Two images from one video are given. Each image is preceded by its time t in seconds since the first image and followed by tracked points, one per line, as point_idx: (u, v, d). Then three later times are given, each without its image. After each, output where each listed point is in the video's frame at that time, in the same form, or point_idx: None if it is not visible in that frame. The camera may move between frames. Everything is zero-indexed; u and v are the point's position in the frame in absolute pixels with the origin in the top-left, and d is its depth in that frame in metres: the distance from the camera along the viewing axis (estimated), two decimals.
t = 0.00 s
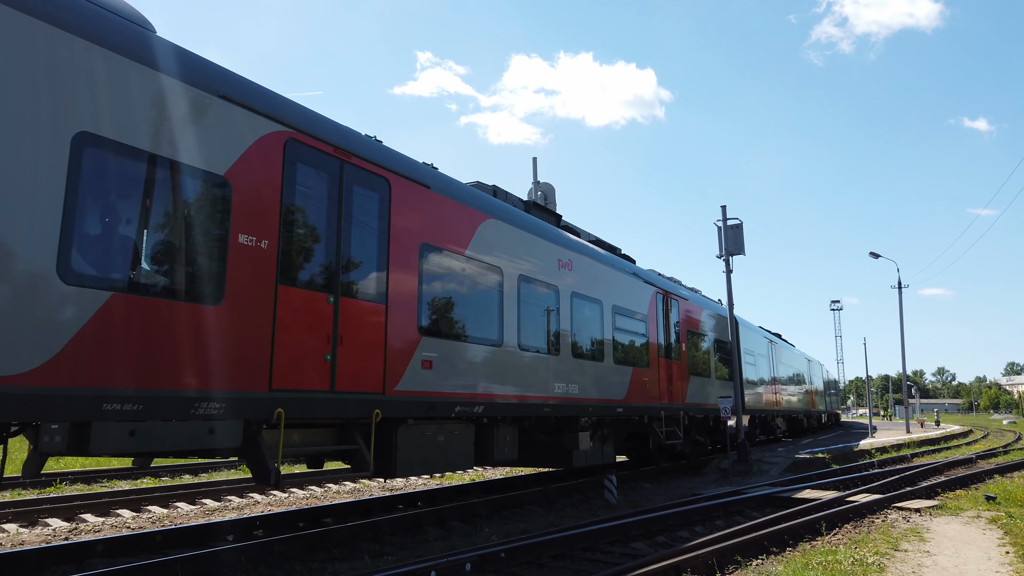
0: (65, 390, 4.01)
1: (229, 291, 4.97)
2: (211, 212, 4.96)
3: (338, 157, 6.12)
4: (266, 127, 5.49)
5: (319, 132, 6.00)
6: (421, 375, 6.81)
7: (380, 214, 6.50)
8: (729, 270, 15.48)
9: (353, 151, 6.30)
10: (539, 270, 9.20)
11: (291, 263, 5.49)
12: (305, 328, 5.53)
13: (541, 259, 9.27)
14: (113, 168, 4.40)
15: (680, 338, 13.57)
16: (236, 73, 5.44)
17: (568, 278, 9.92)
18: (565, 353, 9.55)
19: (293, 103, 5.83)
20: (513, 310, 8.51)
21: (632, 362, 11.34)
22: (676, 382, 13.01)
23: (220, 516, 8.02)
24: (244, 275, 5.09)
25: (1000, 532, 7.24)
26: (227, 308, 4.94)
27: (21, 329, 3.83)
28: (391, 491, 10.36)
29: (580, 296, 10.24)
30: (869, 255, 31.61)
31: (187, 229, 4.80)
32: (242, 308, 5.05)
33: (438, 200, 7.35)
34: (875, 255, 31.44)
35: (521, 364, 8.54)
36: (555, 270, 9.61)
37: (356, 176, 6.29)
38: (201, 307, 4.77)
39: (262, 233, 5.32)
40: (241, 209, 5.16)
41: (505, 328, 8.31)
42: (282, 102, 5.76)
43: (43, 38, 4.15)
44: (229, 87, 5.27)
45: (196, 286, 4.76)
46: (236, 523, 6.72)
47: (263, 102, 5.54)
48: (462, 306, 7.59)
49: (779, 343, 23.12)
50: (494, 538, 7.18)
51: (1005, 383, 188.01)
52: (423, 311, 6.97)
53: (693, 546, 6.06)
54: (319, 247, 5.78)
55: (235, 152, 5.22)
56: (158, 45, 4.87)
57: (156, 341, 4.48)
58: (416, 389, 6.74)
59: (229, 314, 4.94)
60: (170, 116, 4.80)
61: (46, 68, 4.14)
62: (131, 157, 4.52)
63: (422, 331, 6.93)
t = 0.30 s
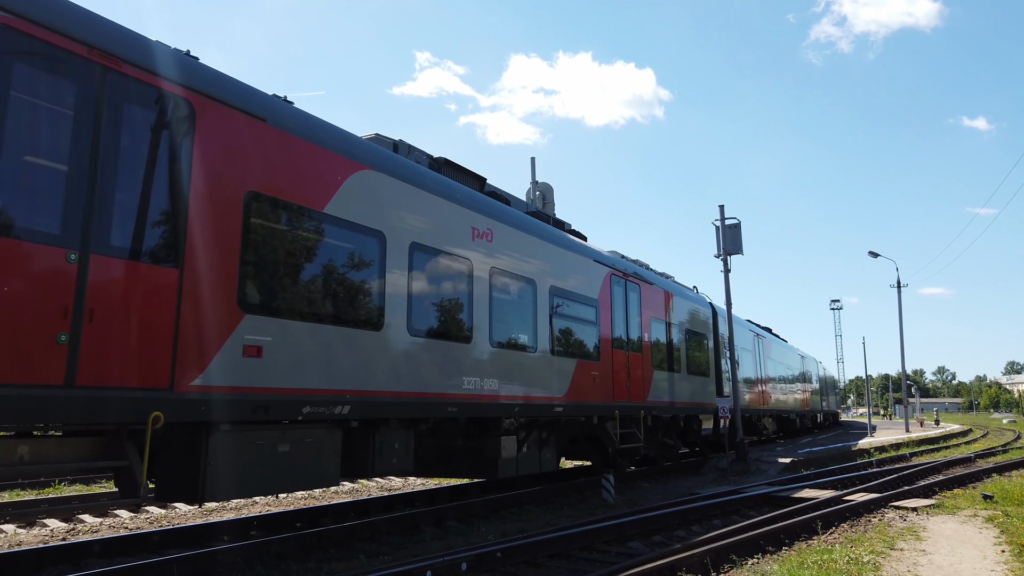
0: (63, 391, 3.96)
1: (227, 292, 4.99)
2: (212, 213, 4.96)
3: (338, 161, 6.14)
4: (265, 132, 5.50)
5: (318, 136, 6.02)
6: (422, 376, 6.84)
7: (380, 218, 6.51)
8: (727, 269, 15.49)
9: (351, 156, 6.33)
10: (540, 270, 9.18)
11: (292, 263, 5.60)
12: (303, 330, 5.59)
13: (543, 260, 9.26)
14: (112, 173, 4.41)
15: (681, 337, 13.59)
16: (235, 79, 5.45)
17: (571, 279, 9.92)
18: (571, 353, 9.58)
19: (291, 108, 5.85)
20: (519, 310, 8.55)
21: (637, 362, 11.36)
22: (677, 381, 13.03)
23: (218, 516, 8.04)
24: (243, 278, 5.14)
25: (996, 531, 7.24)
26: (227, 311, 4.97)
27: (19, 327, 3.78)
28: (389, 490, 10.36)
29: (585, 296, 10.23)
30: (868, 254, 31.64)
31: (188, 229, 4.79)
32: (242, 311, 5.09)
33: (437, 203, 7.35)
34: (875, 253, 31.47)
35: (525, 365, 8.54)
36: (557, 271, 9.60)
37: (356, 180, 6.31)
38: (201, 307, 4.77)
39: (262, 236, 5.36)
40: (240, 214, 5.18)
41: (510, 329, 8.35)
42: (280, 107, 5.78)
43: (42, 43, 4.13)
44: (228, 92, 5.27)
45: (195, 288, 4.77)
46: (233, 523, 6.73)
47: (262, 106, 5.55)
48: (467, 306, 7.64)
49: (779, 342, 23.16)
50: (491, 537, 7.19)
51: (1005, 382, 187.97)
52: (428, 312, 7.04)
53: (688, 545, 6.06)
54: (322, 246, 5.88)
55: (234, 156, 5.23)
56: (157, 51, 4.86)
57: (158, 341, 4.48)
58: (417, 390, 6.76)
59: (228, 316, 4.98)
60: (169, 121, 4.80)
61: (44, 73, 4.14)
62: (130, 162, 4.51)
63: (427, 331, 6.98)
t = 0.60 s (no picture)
0: (63, 392, 4.00)
1: (228, 293, 5.00)
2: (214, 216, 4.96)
3: (340, 162, 6.12)
4: (266, 133, 5.49)
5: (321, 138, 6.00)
6: (424, 378, 6.81)
7: (382, 218, 6.48)
8: (726, 269, 15.47)
9: (354, 156, 6.30)
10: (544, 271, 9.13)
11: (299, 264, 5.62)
12: (304, 330, 5.57)
13: (546, 261, 9.23)
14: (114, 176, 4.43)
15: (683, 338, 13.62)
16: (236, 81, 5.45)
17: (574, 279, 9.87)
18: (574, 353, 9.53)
19: (293, 109, 5.84)
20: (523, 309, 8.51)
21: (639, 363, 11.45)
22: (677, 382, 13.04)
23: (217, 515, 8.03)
24: (242, 280, 5.12)
25: (995, 532, 7.23)
26: (227, 313, 4.99)
27: (20, 328, 3.83)
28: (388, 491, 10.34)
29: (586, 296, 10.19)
30: (869, 254, 31.60)
31: (191, 233, 4.80)
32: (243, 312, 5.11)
33: (439, 203, 7.32)
34: (876, 253, 31.44)
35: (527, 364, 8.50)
36: (561, 272, 9.55)
37: (358, 181, 6.28)
38: (203, 309, 4.79)
39: (264, 237, 5.35)
40: (240, 215, 5.16)
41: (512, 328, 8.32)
42: (282, 108, 5.77)
43: (42, 48, 4.15)
44: (228, 94, 5.27)
45: (194, 288, 4.77)
46: (232, 523, 6.72)
47: (262, 107, 5.54)
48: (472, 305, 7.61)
49: (779, 342, 23.11)
50: (489, 538, 7.17)
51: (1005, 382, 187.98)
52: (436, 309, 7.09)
53: (687, 546, 6.05)
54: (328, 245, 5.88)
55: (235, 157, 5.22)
56: (159, 54, 4.88)
57: (159, 342, 4.53)
58: (419, 390, 6.73)
59: (229, 319, 4.99)
60: (171, 123, 4.80)
61: (46, 75, 4.15)
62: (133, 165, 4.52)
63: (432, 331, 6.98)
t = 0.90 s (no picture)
0: (64, 389, 3.96)
1: (228, 290, 4.95)
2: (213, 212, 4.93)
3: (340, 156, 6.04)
4: (266, 127, 5.41)
5: (322, 132, 5.93)
6: (428, 377, 6.72)
7: (383, 214, 6.41)
8: (725, 266, 15.43)
9: (355, 151, 6.24)
10: (543, 266, 9.07)
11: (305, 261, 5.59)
12: (305, 326, 5.51)
13: (546, 256, 9.16)
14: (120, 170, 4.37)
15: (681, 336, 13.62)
16: (236, 74, 5.38)
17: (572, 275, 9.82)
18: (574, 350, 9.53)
19: (293, 103, 5.77)
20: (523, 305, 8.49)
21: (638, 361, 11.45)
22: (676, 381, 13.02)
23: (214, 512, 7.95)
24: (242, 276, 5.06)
25: (996, 531, 7.20)
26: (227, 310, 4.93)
27: (20, 324, 3.79)
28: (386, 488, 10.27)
29: (586, 292, 10.15)
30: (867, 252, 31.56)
31: (192, 229, 4.79)
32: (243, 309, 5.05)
33: (441, 198, 7.24)
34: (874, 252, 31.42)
35: (527, 360, 8.47)
36: (560, 267, 9.50)
37: (358, 175, 6.20)
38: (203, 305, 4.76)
39: (266, 233, 5.29)
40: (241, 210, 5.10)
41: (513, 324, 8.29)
42: (283, 102, 5.70)
43: (43, 42, 4.08)
44: (227, 88, 5.20)
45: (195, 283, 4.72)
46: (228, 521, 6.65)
47: (262, 100, 5.46)
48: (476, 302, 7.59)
49: (777, 340, 23.08)
50: (487, 536, 7.12)
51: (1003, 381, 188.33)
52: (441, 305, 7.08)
53: (687, 544, 6.01)
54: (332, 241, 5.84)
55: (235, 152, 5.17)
56: (158, 47, 4.81)
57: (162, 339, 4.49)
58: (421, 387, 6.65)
59: (228, 316, 4.93)
60: (171, 117, 4.74)
61: (46, 70, 4.08)
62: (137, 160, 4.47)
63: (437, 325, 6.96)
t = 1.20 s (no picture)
0: (63, 388, 3.88)
1: (229, 287, 4.85)
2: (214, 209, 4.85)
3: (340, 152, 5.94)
4: (268, 123, 5.32)
5: (323, 128, 5.84)
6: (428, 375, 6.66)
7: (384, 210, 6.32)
8: (725, 263, 15.36)
9: (358, 146, 6.15)
10: (543, 264, 9.01)
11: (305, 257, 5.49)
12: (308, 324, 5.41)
13: (545, 253, 9.08)
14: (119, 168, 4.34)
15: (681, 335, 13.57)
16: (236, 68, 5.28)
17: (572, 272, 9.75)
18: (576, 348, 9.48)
19: (295, 98, 5.67)
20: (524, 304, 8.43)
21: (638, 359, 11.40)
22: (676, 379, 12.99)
23: (211, 510, 7.81)
24: (243, 273, 4.97)
25: (1000, 530, 7.15)
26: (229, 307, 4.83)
27: (21, 322, 3.72)
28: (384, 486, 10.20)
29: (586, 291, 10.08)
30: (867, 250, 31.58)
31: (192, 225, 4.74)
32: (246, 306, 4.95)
33: (443, 196, 7.16)
34: (874, 250, 31.35)
35: (528, 358, 8.40)
36: (561, 265, 9.43)
37: (360, 172, 6.11)
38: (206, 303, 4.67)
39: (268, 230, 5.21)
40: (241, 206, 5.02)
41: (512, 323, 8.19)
42: (284, 97, 5.60)
43: (42, 36, 3.99)
44: (228, 82, 5.10)
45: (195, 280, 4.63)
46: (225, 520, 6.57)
47: (262, 96, 5.36)
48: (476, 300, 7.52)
49: (776, 338, 23.05)
50: (486, 535, 7.05)
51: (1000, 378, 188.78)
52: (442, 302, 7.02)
53: (688, 544, 5.95)
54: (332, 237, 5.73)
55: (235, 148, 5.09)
56: (158, 41, 4.71)
57: (165, 334, 4.41)
58: (422, 386, 6.57)
59: (230, 313, 4.83)
60: (172, 113, 4.66)
61: (46, 64, 3.99)
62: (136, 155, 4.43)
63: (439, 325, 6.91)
